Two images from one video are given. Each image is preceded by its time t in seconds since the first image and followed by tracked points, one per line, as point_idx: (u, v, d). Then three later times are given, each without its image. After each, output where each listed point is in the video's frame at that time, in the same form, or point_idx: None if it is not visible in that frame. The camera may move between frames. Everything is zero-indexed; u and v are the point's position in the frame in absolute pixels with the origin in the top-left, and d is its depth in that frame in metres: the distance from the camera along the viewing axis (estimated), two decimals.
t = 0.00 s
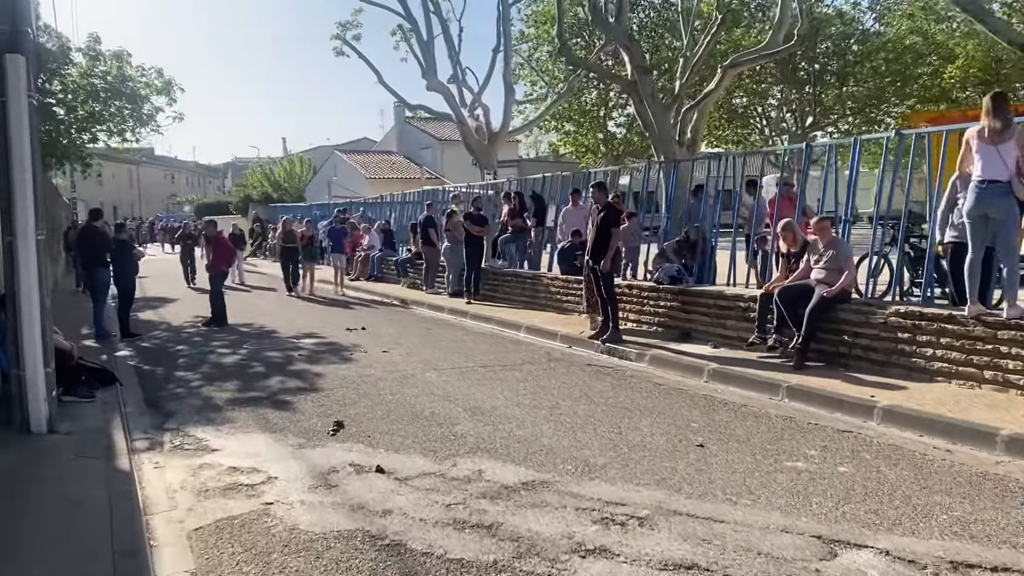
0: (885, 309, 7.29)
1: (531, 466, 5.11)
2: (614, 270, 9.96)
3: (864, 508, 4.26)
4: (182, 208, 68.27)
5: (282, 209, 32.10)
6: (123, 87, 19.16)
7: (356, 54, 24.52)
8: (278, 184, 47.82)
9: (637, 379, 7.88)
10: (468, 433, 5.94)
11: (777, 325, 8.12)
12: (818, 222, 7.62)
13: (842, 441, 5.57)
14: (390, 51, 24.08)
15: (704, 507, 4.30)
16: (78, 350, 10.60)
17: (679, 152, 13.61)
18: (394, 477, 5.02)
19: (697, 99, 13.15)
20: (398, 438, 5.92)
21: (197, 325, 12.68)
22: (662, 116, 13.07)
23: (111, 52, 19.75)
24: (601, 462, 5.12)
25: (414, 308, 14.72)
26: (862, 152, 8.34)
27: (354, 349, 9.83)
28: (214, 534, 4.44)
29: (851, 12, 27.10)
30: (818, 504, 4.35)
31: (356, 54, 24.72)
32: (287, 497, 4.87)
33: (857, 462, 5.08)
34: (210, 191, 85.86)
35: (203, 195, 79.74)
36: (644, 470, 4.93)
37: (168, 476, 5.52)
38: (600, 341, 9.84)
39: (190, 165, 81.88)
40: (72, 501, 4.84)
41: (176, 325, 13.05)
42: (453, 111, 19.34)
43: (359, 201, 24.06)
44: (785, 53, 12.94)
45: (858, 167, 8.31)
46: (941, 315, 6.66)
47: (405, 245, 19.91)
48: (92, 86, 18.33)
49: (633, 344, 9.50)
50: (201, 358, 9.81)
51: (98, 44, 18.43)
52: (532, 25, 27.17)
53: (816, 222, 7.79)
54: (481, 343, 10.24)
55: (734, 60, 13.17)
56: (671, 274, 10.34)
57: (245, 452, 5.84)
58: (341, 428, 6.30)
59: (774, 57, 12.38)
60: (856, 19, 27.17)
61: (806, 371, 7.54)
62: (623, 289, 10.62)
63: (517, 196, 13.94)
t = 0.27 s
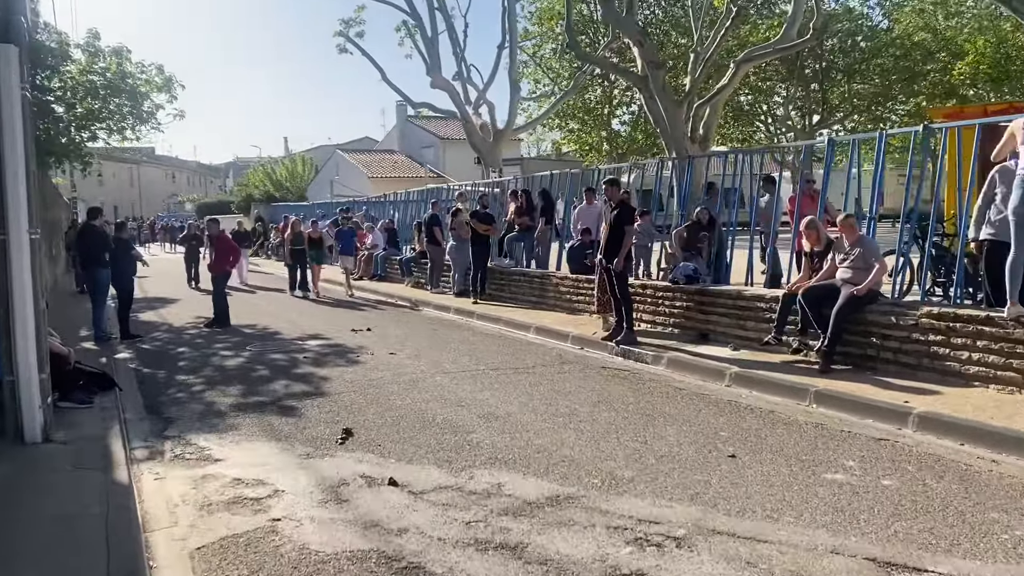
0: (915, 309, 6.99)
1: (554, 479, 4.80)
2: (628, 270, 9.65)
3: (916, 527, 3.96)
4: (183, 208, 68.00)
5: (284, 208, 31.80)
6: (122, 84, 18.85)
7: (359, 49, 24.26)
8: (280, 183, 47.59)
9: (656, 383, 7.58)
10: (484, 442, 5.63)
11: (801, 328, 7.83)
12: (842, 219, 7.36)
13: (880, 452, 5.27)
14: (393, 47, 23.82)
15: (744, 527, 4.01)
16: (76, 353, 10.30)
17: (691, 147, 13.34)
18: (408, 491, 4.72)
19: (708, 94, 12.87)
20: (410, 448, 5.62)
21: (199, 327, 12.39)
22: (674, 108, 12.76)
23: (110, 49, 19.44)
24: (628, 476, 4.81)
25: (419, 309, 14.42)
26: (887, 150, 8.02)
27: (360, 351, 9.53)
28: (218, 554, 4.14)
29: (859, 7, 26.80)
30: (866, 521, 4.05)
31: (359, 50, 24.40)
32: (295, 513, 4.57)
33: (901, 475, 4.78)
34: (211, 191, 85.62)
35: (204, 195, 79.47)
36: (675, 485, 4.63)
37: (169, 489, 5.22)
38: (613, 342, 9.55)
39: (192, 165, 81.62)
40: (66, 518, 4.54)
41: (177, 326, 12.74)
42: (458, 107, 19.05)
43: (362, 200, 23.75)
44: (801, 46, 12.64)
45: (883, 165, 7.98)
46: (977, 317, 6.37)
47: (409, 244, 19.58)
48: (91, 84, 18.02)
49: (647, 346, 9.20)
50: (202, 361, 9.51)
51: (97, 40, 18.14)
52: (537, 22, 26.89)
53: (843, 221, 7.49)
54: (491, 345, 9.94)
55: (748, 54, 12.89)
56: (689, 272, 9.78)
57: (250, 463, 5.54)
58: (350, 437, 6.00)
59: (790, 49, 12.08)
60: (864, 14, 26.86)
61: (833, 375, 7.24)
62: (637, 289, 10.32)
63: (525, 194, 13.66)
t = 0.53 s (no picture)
0: (953, 312, 6.69)
1: (584, 498, 4.49)
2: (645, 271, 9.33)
3: (985, 552, 3.66)
4: (183, 208, 67.65)
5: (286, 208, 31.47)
6: (122, 82, 18.52)
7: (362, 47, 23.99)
8: (280, 183, 47.27)
9: (680, 390, 7.26)
10: (506, 456, 5.33)
11: (829, 333, 7.52)
12: (874, 218, 7.06)
13: (929, 466, 4.96)
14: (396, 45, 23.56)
15: (796, 553, 3.71)
16: (75, 358, 9.98)
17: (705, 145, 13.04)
18: (430, 511, 4.42)
19: (722, 91, 12.66)
20: (428, 462, 5.32)
21: (200, 330, 12.08)
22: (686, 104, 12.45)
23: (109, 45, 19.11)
24: (664, 494, 4.50)
25: (425, 310, 14.11)
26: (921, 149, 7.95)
27: (369, 356, 9.22)
28: None
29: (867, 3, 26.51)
30: (930, 546, 3.74)
31: (362, 47, 24.10)
32: (309, 535, 4.26)
33: (957, 492, 4.47)
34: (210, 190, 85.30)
35: (204, 194, 79.15)
36: (716, 504, 4.32)
37: (173, 507, 4.91)
38: (630, 346, 9.23)
39: (191, 164, 81.30)
40: (64, 541, 4.22)
41: (178, 329, 12.42)
42: (463, 104, 18.75)
43: (364, 199, 23.42)
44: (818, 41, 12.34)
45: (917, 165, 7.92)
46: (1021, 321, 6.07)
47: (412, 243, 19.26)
48: (89, 81, 17.68)
49: (666, 350, 8.89)
50: (206, 366, 9.20)
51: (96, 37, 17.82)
52: (541, 18, 26.57)
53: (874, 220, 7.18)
54: (503, 349, 9.63)
55: (764, 49, 12.63)
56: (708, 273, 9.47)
57: (259, 478, 5.23)
58: (363, 449, 5.69)
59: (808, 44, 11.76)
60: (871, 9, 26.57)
61: (865, 381, 6.93)
62: (653, 291, 10.01)
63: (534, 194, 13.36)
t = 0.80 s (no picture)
0: (987, 313, 6.42)
1: (615, 515, 4.22)
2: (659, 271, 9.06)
3: None
4: (180, 208, 67.29)
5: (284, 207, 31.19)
6: (118, 79, 18.21)
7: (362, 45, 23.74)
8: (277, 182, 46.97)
9: (701, 395, 6.99)
10: (527, 468, 5.06)
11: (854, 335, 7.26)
12: (902, 216, 6.78)
13: (976, 477, 4.70)
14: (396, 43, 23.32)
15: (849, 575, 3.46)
16: (72, 363, 9.70)
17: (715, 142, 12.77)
18: (452, 530, 4.15)
19: (732, 87, 12.39)
20: (445, 474, 5.05)
21: (201, 333, 11.79)
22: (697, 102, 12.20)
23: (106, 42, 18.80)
24: (701, 510, 4.24)
25: (429, 311, 13.85)
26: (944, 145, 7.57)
27: (375, 360, 8.94)
28: None
29: None
30: (993, 568, 3.48)
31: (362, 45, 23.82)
32: (324, 557, 3.99)
33: (1011, 506, 4.22)
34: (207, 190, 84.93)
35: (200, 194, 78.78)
36: (756, 522, 4.07)
37: (178, 524, 4.64)
38: (644, 348, 8.96)
39: (188, 164, 80.93)
40: (62, 564, 3.95)
41: (177, 331, 12.14)
42: (465, 102, 18.47)
43: (364, 198, 23.13)
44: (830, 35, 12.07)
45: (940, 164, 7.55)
46: None
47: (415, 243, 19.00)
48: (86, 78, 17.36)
49: (682, 353, 8.62)
50: (207, 371, 8.93)
51: (93, 34, 17.51)
52: (540, 15, 26.27)
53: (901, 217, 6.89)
54: (512, 352, 9.36)
55: (774, 44, 12.41)
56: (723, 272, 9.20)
57: (267, 493, 4.96)
58: (376, 461, 5.42)
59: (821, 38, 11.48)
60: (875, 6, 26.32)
61: (894, 386, 6.68)
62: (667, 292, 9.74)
63: (542, 193, 13.11)
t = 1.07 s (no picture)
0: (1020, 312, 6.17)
1: (649, 531, 3.96)
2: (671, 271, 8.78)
3: None
4: (173, 209, 66.84)
5: (280, 207, 30.86)
6: (111, 76, 17.86)
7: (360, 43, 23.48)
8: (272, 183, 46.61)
9: (721, 399, 6.72)
10: (549, 479, 4.79)
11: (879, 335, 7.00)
12: (926, 212, 6.51)
13: None
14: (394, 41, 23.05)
15: None
16: (66, 368, 9.39)
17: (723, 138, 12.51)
18: (475, 548, 3.88)
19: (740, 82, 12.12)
20: (462, 487, 4.78)
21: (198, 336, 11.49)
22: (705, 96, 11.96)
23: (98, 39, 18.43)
24: (740, 526, 3.98)
25: (431, 313, 13.57)
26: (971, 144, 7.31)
27: (379, 363, 8.66)
28: None
29: None
30: None
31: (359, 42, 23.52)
32: None
33: None
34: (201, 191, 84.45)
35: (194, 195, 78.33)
36: (801, 538, 3.81)
37: (180, 542, 4.35)
38: (657, 351, 8.70)
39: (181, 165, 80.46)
40: None
41: (174, 334, 11.83)
42: (464, 99, 18.19)
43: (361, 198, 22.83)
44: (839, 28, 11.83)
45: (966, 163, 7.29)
46: None
47: (414, 243, 18.70)
48: (78, 75, 17.00)
49: (696, 355, 8.36)
50: (206, 375, 8.63)
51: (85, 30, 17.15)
52: (537, 12, 25.99)
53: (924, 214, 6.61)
54: (520, 354, 9.09)
55: (783, 38, 12.20)
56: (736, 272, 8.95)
57: (274, 508, 4.68)
58: (387, 473, 5.15)
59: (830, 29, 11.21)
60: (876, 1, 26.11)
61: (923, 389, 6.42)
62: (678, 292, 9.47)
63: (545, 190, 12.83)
